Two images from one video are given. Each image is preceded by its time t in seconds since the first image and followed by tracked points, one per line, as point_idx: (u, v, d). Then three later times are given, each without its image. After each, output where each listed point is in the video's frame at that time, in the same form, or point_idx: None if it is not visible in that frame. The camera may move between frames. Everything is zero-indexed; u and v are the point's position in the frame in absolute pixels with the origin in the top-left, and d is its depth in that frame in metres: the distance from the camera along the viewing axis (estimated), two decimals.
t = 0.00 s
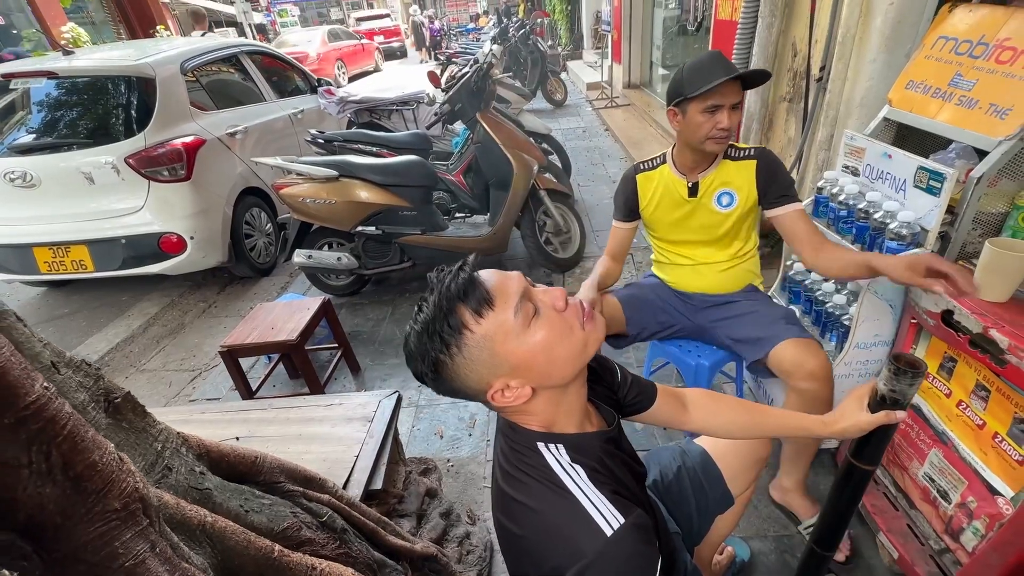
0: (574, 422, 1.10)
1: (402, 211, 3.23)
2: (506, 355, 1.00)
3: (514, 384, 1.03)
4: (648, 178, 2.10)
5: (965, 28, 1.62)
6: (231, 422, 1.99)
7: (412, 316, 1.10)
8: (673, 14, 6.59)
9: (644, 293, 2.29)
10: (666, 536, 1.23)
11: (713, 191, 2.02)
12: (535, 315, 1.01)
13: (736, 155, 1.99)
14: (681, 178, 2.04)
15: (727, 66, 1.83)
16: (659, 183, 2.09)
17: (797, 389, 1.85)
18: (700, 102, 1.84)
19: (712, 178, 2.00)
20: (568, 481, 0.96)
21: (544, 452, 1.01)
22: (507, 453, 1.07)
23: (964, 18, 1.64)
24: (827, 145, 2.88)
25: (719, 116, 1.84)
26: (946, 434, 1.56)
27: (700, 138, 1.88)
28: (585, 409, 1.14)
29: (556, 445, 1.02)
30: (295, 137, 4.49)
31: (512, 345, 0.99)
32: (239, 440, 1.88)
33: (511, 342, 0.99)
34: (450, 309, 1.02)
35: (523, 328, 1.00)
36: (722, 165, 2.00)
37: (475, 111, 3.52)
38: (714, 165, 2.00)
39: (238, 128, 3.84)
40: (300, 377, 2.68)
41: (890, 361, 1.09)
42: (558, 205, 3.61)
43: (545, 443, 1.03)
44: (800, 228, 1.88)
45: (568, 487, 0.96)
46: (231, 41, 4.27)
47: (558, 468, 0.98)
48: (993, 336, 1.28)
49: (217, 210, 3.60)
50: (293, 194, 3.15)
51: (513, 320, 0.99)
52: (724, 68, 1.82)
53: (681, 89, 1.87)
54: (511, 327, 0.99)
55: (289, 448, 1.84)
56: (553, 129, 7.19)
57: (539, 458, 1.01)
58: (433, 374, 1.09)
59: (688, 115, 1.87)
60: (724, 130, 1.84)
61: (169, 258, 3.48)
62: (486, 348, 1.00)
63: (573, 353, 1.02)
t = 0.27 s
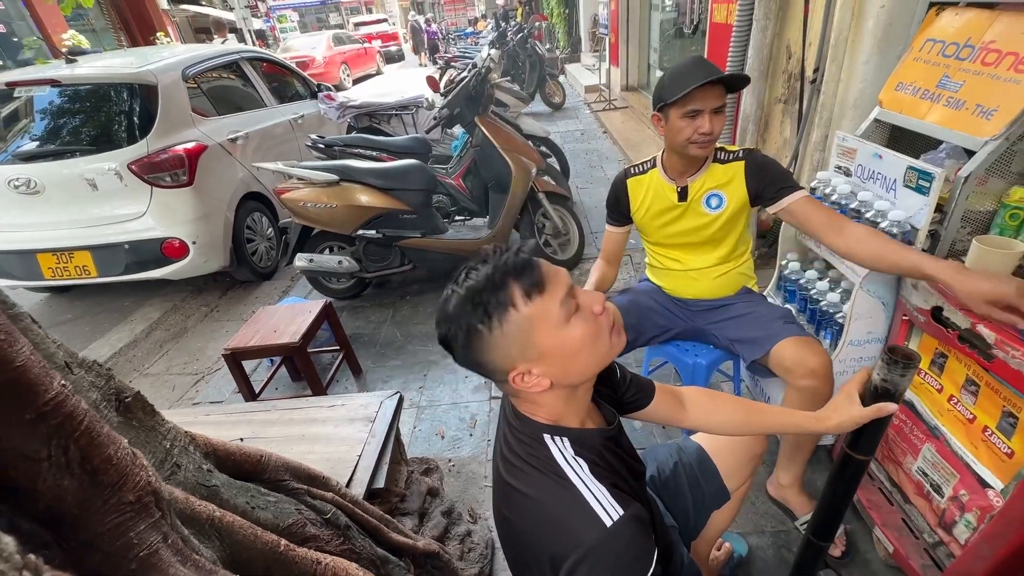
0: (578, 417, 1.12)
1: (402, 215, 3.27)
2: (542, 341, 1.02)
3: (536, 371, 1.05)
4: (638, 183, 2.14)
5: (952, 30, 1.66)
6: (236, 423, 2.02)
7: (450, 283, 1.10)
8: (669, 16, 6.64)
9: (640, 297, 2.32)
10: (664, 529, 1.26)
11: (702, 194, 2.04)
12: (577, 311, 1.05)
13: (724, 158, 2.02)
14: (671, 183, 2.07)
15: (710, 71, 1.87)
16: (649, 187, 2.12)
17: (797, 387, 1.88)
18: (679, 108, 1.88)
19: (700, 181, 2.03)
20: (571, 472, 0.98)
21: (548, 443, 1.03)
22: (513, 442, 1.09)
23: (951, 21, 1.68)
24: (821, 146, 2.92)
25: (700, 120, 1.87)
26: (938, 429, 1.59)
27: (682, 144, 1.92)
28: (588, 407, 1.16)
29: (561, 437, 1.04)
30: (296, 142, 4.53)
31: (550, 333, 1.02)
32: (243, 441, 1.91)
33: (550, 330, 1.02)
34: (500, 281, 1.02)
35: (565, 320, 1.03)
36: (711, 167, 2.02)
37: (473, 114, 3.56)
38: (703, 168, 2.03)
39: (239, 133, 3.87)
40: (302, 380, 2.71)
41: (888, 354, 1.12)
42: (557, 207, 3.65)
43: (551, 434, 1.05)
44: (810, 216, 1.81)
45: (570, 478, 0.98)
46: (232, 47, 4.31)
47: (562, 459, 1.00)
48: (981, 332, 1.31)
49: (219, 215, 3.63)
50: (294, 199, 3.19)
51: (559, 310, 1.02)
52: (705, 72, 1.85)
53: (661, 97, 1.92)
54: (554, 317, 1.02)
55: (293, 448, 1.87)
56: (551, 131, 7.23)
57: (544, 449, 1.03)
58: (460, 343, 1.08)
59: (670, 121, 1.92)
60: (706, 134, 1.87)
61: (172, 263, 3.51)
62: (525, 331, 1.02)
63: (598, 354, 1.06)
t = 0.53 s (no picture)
0: (553, 409, 1.19)
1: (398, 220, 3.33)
2: (543, 333, 1.09)
3: (528, 359, 1.11)
4: (621, 186, 2.19)
5: (919, 37, 1.71)
6: (233, 424, 2.09)
7: (464, 262, 1.14)
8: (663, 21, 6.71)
9: (626, 300, 2.37)
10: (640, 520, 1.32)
11: (683, 198, 2.11)
12: (577, 313, 1.13)
13: (705, 163, 2.08)
14: (653, 187, 2.14)
15: (687, 75, 1.93)
16: (632, 191, 2.18)
17: (780, 378, 1.94)
18: (658, 112, 1.94)
19: (682, 185, 2.09)
20: (543, 459, 1.03)
21: (524, 432, 1.08)
22: (491, 429, 1.13)
23: (919, 28, 1.73)
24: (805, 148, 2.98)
25: (677, 124, 1.94)
26: (910, 422, 1.64)
27: (660, 147, 1.98)
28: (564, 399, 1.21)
29: (536, 426, 1.09)
30: (295, 150, 4.62)
31: (552, 328, 1.09)
32: (240, 441, 1.98)
33: (552, 326, 1.09)
34: (519, 269, 1.08)
35: (566, 319, 1.11)
36: (692, 172, 2.08)
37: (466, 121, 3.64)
38: (685, 173, 2.09)
39: (238, 142, 3.95)
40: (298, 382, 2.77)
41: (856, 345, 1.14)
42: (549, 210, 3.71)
43: (528, 424, 1.09)
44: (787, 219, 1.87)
45: (542, 464, 1.03)
46: (232, 57, 4.40)
47: (535, 446, 1.05)
48: (943, 328, 1.37)
49: (219, 222, 3.71)
50: (292, 206, 3.26)
51: (564, 309, 1.10)
52: (681, 77, 1.92)
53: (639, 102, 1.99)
54: (559, 314, 1.09)
55: (288, 447, 1.94)
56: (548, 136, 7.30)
57: (520, 437, 1.07)
58: (466, 318, 1.11)
59: (649, 125, 1.99)
60: (683, 138, 1.94)
61: (173, 270, 3.59)
62: (532, 320, 1.08)
63: (587, 355, 1.15)
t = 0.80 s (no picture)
0: (503, 392, 1.24)
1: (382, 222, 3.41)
2: (500, 322, 1.15)
3: (482, 343, 1.17)
4: (598, 183, 2.20)
5: (866, 42, 1.79)
6: (214, 421, 2.16)
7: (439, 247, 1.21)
8: (650, 24, 6.79)
9: (598, 301, 2.39)
10: (592, 503, 1.40)
11: (657, 196, 2.12)
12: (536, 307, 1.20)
13: (679, 163, 2.09)
14: (628, 185, 2.14)
15: (653, 74, 1.98)
16: (608, 188, 2.19)
17: (749, 368, 2.02)
18: (624, 107, 1.99)
19: (656, 184, 2.11)
20: (484, 438, 1.10)
21: (469, 414, 1.15)
22: (440, 413, 1.20)
23: (867, 32, 1.81)
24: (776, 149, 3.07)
25: (642, 121, 1.98)
26: (859, 411, 1.71)
27: (628, 143, 2.02)
28: (515, 385, 1.29)
29: (481, 409, 1.15)
30: (284, 155, 4.70)
31: (511, 318, 1.15)
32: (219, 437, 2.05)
33: (511, 316, 1.16)
34: (491, 260, 1.16)
35: (524, 312, 1.17)
36: (666, 171, 2.10)
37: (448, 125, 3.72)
38: (658, 171, 2.11)
39: (228, 147, 4.03)
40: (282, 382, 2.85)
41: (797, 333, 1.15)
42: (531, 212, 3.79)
43: (473, 407, 1.16)
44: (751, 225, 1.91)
45: (483, 443, 1.10)
46: (222, 64, 4.47)
47: (478, 425, 1.12)
48: (879, 318, 1.45)
49: (208, 226, 3.78)
50: (278, 209, 3.34)
51: (524, 301, 1.17)
52: (648, 74, 1.97)
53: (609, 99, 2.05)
54: (519, 306, 1.16)
55: (266, 442, 2.01)
56: (538, 138, 7.38)
57: (466, 420, 1.14)
58: (433, 295, 1.18)
59: (617, 122, 2.04)
60: (646, 135, 1.98)
61: (162, 273, 3.66)
62: (495, 307, 1.14)
63: (538, 348, 1.21)
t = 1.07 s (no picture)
0: (478, 374, 1.35)
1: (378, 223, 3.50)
2: (468, 312, 1.23)
3: (454, 330, 1.25)
4: (595, 176, 2.26)
5: (837, 42, 1.85)
6: (214, 415, 2.24)
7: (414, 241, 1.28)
8: (647, 23, 6.82)
9: (585, 296, 2.46)
10: (569, 486, 1.49)
11: (651, 192, 2.17)
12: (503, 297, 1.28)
13: (674, 160, 2.13)
14: (624, 180, 2.20)
15: (650, 70, 2.01)
16: (604, 182, 2.24)
17: (728, 360, 2.08)
18: (620, 102, 2.03)
19: (649, 179, 2.15)
20: (457, 413, 1.21)
21: (444, 394, 1.26)
22: (420, 394, 1.31)
23: (837, 33, 1.87)
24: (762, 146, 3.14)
25: (636, 117, 2.02)
26: (832, 399, 1.77)
27: (622, 138, 2.06)
28: (488, 369, 1.38)
29: (455, 389, 1.26)
30: (285, 158, 4.79)
31: (479, 307, 1.23)
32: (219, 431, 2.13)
33: (479, 306, 1.23)
34: (463, 252, 1.24)
35: (491, 303, 1.25)
36: (661, 167, 2.15)
37: (443, 127, 3.80)
38: (653, 167, 2.15)
39: (229, 151, 4.12)
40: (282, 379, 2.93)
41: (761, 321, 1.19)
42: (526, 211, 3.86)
43: (449, 387, 1.27)
44: (733, 227, 1.96)
45: (457, 419, 1.21)
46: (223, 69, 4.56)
47: (452, 403, 1.23)
48: (844, 309, 1.52)
49: (210, 228, 3.88)
50: (277, 211, 3.41)
51: (493, 292, 1.25)
52: (644, 70, 2.00)
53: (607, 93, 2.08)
54: (488, 296, 1.24)
55: (263, 435, 2.09)
56: (537, 139, 7.43)
57: (441, 398, 1.25)
58: (407, 286, 1.26)
59: (613, 116, 2.09)
60: (638, 130, 2.02)
61: (166, 275, 3.76)
62: (463, 296, 1.22)
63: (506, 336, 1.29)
